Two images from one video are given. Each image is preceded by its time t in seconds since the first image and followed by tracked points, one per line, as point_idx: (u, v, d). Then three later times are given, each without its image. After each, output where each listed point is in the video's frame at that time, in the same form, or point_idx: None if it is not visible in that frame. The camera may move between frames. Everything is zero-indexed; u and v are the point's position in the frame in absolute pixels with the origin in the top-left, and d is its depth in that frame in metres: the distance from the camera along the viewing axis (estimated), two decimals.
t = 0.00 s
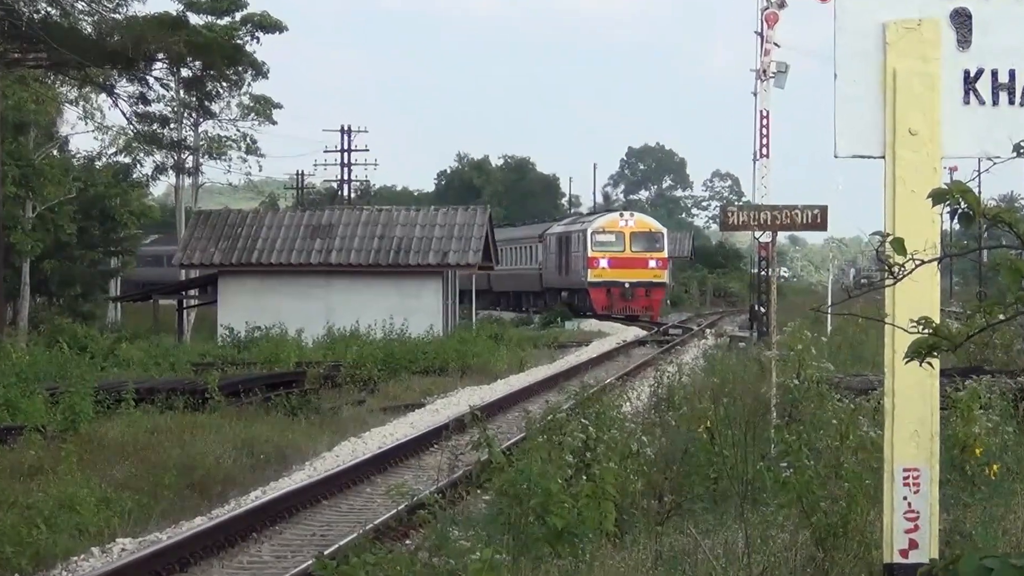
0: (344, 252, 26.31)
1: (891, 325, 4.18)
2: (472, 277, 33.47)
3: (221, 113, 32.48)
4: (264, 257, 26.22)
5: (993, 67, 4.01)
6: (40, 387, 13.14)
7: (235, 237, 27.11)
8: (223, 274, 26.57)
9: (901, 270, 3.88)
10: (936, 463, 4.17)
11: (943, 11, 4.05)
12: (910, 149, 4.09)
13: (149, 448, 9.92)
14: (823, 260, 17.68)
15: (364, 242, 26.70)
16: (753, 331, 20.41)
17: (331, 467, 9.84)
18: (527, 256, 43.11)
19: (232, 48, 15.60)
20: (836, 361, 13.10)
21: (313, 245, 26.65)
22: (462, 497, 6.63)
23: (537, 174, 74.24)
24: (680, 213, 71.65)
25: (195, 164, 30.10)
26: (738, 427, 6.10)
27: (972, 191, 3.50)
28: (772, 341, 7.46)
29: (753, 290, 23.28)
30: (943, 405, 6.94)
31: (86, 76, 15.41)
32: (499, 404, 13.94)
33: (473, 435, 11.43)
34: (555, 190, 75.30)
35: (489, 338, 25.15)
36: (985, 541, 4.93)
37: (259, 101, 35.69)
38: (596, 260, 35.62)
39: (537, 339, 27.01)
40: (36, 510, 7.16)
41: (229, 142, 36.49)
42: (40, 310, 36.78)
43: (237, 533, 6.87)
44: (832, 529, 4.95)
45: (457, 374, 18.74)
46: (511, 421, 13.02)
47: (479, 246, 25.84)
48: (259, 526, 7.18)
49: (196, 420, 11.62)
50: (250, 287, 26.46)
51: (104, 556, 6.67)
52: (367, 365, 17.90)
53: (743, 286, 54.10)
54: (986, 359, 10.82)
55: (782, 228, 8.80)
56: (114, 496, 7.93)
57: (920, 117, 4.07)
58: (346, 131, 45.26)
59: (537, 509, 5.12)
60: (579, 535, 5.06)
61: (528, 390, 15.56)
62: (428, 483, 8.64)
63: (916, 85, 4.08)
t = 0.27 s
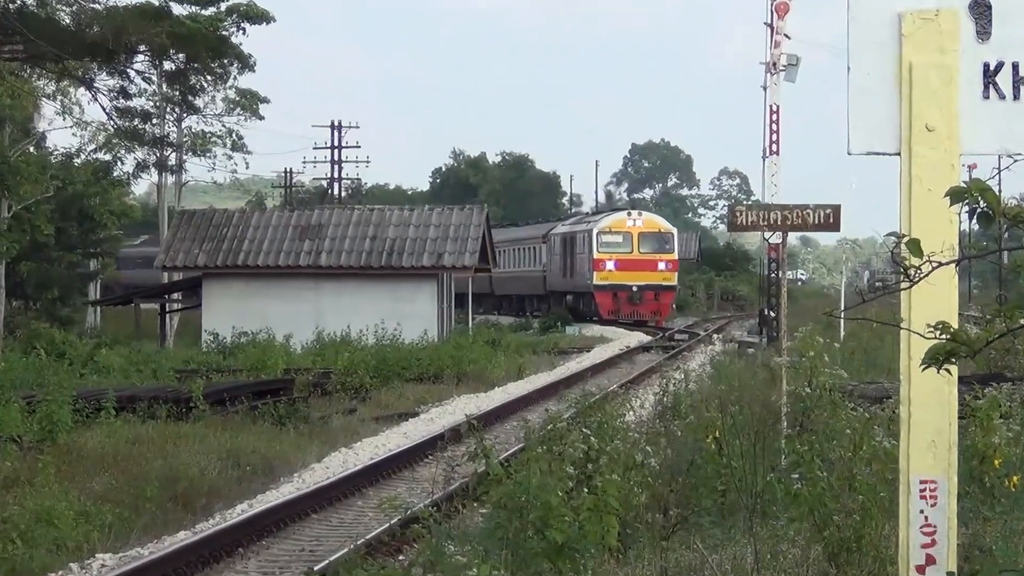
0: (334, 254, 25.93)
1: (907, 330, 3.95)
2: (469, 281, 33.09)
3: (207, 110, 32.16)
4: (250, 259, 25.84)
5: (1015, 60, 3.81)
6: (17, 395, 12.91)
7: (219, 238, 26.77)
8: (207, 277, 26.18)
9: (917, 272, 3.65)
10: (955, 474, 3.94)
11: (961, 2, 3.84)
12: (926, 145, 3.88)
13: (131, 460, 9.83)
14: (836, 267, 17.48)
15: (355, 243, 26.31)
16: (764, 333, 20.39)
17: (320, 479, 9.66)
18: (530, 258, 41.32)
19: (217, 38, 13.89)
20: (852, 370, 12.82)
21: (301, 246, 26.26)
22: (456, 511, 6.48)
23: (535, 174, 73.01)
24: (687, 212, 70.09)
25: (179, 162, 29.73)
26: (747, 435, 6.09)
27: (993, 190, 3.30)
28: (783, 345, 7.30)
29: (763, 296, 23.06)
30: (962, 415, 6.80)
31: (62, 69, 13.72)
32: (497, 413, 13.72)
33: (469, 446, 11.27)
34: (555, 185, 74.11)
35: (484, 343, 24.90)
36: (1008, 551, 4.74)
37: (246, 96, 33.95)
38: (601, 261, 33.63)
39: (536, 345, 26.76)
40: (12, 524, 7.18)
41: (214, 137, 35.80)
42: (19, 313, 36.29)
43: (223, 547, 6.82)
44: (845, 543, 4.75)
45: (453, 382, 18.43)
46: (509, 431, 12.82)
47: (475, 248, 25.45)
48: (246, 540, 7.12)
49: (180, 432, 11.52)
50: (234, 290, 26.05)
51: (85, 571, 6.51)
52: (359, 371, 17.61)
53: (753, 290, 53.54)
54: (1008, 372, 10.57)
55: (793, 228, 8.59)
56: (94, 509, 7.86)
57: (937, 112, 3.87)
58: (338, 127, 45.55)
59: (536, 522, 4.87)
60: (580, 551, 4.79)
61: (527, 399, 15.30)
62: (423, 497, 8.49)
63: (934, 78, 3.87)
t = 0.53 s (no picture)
0: (319, 254, 25.19)
1: (923, 335, 3.66)
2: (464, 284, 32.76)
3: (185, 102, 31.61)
4: (231, 261, 25.15)
5: None
6: None
7: (199, 238, 26.08)
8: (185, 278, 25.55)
9: (933, 274, 3.44)
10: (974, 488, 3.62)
11: None
12: (943, 141, 3.54)
13: (108, 472, 9.73)
14: (858, 266, 17.25)
15: (342, 244, 25.47)
16: (771, 338, 20.24)
17: (305, 492, 9.48)
18: (533, 258, 40.71)
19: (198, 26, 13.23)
20: (861, 375, 12.52)
21: (285, 247, 25.51)
22: (447, 526, 6.36)
23: (533, 170, 71.88)
24: (692, 211, 69.26)
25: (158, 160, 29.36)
26: (755, 447, 6.13)
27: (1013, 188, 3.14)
28: (794, 352, 7.33)
29: (772, 299, 22.79)
30: (981, 423, 6.60)
31: (35, 59, 13.39)
32: (492, 420, 13.49)
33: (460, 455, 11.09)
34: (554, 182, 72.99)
35: (480, 349, 24.58)
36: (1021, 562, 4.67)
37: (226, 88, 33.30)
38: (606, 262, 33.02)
39: (533, 351, 26.49)
40: None
41: (193, 132, 34.12)
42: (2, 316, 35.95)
43: (202, 563, 6.74)
44: (857, 560, 4.51)
45: (444, 389, 18.11)
46: (503, 441, 12.61)
47: (468, 248, 24.63)
48: (227, 556, 7.04)
49: (158, 442, 11.36)
50: (215, 294, 25.41)
51: None
52: (346, 379, 17.36)
53: (759, 293, 52.65)
54: None
55: (805, 227, 8.46)
56: (66, 524, 7.78)
57: (956, 106, 3.54)
58: (325, 121, 45.29)
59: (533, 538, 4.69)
60: (578, 567, 4.57)
61: (523, 407, 15.08)
62: (413, 511, 8.34)
63: (951, 72, 3.54)
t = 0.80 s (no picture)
0: (304, 253, 24.27)
1: (936, 338, 3.43)
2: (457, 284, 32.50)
3: (161, 93, 31.35)
4: (211, 260, 24.20)
5: None
6: None
7: (178, 236, 25.10)
8: (164, 278, 24.62)
9: (947, 274, 3.25)
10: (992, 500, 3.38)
11: None
12: (957, 134, 3.32)
13: (83, 480, 9.63)
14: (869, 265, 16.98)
15: (328, 242, 24.54)
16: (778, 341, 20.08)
17: (290, 503, 9.33)
18: (533, 257, 40.14)
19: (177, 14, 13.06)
20: (875, 385, 12.18)
21: (268, 245, 24.57)
22: (437, 541, 6.25)
23: (529, 163, 70.02)
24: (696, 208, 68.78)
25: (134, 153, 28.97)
26: (761, 456, 6.15)
27: None
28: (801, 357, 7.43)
29: (780, 299, 22.54)
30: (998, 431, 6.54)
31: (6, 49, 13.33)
32: (484, 429, 13.24)
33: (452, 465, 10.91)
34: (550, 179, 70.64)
35: (472, 353, 24.10)
36: None
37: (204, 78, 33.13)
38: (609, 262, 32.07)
39: (528, 355, 26.20)
40: None
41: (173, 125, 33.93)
42: None
43: None
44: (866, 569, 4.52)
45: (435, 396, 17.80)
46: (496, 450, 12.41)
47: (460, 248, 23.74)
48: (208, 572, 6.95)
49: (135, 450, 11.17)
50: (195, 296, 24.49)
51: None
52: (332, 385, 17.14)
53: (765, 294, 52.60)
54: None
55: (813, 225, 8.26)
56: (39, 536, 7.67)
57: (972, 98, 3.32)
58: (308, 113, 45.04)
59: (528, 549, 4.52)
60: None
61: (518, 413, 14.90)
62: (404, 522, 8.21)
63: (966, 62, 3.32)
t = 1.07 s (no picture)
0: (282, 252, 23.04)
1: (948, 341, 3.23)
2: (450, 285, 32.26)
3: (133, 84, 30.96)
4: (184, 259, 22.93)
5: None
6: None
7: (149, 234, 23.79)
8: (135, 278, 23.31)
9: (958, 276, 3.07)
10: (1006, 511, 3.19)
11: None
12: (969, 127, 3.16)
13: (50, 489, 9.51)
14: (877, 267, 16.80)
15: (308, 241, 23.28)
16: (782, 344, 19.89)
17: (270, 514, 9.21)
18: (528, 256, 39.61)
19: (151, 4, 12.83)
20: (884, 391, 12.01)
21: (245, 243, 23.33)
22: (423, 553, 6.14)
23: (518, 157, 67.77)
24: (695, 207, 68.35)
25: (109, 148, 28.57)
26: (763, 467, 6.06)
27: None
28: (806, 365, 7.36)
29: (784, 300, 22.34)
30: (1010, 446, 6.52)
31: None
32: (472, 438, 12.99)
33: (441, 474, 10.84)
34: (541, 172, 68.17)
35: (458, 357, 23.56)
36: None
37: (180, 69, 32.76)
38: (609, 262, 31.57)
39: (519, 360, 25.77)
40: None
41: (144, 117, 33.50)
42: None
43: None
44: None
45: (421, 402, 17.52)
46: (484, 459, 12.21)
47: (447, 246, 22.57)
48: None
49: (106, 460, 11.00)
50: (168, 295, 23.24)
51: None
52: (312, 390, 16.89)
53: (767, 296, 52.33)
54: None
55: (818, 223, 8.05)
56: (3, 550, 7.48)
57: (986, 88, 3.16)
58: (287, 104, 44.66)
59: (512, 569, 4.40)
60: None
61: (509, 420, 14.72)
62: (388, 536, 8.12)
63: (981, 47, 3.15)
